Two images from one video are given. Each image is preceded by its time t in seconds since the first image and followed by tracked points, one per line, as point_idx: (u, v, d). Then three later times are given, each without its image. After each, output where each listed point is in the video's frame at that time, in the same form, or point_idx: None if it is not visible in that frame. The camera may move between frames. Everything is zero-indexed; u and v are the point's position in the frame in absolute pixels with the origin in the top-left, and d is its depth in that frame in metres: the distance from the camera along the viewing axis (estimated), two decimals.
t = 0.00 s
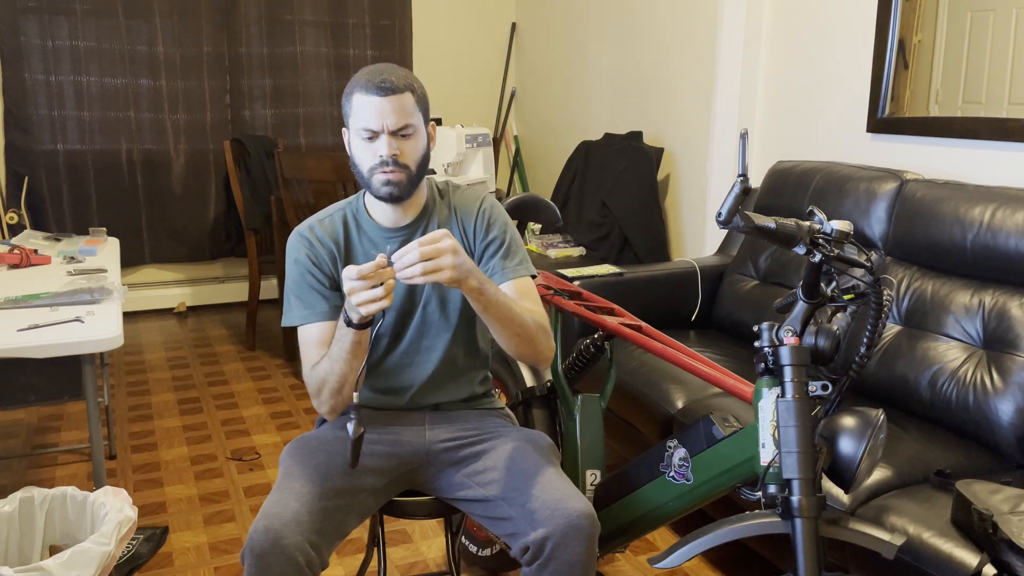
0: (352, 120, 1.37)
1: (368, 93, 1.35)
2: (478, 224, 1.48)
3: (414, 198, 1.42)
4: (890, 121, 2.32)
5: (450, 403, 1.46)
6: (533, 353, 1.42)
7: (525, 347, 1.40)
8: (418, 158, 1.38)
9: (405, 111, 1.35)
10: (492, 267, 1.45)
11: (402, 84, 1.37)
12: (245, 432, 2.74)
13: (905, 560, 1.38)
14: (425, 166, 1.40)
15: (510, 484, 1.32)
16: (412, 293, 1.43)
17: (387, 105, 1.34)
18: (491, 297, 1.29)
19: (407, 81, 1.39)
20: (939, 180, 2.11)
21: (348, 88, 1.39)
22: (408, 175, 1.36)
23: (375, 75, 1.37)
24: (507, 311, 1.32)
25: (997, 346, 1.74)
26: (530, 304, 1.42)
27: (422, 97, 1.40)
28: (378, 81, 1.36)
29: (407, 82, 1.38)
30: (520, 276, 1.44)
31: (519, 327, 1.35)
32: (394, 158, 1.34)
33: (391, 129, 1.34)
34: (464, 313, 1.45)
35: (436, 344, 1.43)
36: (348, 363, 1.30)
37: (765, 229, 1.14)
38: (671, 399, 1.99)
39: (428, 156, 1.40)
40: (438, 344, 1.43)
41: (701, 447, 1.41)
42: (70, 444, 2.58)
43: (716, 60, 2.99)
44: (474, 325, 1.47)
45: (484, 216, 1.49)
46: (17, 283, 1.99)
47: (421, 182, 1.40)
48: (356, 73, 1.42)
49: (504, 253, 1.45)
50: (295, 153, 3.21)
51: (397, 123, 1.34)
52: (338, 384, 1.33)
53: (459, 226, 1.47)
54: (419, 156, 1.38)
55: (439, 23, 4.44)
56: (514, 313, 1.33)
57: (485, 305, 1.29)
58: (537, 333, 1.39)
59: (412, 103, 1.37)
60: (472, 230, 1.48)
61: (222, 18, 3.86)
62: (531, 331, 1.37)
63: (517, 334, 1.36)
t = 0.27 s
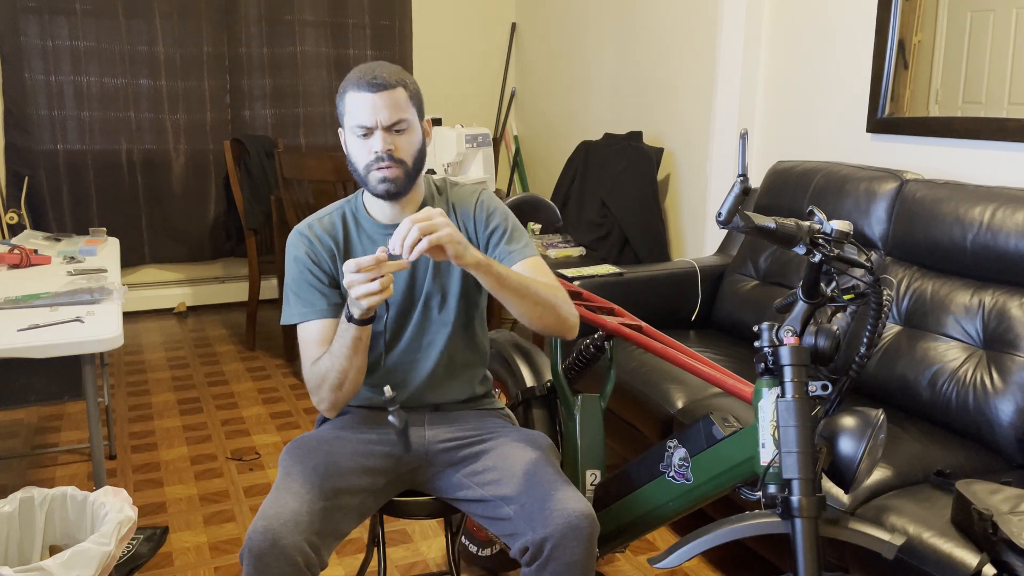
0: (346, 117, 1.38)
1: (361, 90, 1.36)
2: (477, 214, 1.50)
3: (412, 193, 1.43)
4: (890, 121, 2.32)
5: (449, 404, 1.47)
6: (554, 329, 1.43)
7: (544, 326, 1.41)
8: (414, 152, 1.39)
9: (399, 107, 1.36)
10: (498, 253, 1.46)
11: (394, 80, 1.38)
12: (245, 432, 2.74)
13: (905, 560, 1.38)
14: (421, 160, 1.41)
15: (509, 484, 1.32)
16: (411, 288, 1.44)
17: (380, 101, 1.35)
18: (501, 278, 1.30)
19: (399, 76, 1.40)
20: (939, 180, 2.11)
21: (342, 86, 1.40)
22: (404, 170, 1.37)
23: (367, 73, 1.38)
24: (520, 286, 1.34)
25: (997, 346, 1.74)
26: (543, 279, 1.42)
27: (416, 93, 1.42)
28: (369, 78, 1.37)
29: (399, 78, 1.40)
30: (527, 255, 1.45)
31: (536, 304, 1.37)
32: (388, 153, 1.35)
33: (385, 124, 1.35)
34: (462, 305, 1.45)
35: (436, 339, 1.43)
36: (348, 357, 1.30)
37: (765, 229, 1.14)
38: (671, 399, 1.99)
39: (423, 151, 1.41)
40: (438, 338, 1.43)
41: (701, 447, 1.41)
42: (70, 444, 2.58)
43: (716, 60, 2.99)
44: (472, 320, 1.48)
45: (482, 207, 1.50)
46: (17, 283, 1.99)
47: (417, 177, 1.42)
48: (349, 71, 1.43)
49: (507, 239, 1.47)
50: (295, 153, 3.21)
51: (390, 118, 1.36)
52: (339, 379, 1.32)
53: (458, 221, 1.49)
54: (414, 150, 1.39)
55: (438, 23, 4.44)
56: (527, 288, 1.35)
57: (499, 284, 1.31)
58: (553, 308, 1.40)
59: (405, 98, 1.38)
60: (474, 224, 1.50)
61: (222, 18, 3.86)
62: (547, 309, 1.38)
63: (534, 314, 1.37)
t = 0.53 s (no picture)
0: (337, 120, 1.39)
1: (349, 91, 1.37)
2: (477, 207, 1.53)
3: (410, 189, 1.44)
4: (890, 121, 2.32)
5: (450, 403, 1.47)
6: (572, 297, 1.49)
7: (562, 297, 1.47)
8: (407, 147, 1.39)
9: (387, 104, 1.37)
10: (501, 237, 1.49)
11: (381, 78, 1.38)
12: (245, 431, 2.74)
13: (905, 560, 1.38)
14: (416, 155, 1.41)
15: (509, 484, 1.32)
16: (412, 286, 1.45)
17: (368, 100, 1.35)
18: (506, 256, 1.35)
19: (386, 74, 1.41)
20: (939, 180, 2.11)
21: (331, 91, 1.41)
22: (399, 165, 1.37)
23: (353, 74, 1.39)
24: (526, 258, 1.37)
25: (997, 346, 1.75)
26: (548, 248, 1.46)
27: (404, 90, 1.42)
28: (356, 78, 1.37)
29: (386, 76, 1.40)
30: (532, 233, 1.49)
31: (547, 276, 1.41)
32: (381, 150, 1.36)
33: (376, 122, 1.35)
34: (461, 302, 1.47)
35: (438, 333, 1.44)
36: (356, 350, 1.31)
37: (765, 229, 1.14)
38: (670, 399, 1.99)
39: (417, 146, 1.41)
40: (439, 332, 1.44)
41: (701, 447, 1.41)
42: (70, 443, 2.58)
43: (716, 60, 2.99)
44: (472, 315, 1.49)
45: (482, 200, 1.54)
46: (17, 283, 1.99)
47: (414, 172, 1.42)
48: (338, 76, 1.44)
49: (506, 222, 1.50)
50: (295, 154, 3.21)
51: (380, 115, 1.36)
52: (348, 372, 1.33)
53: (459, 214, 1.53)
54: (408, 145, 1.39)
55: (438, 23, 4.44)
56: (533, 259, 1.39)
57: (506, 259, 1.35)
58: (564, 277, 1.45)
59: (393, 94, 1.38)
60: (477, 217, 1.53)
61: (222, 18, 3.86)
62: (557, 279, 1.43)
63: (548, 287, 1.43)
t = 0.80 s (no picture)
0: (330, 124, 1.39)
1: (340, 95, 1.36)
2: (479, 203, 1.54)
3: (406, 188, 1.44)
4: (890, 121, 2.32)
5: (449, 402, 1.47)
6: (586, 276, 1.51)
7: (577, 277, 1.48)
8: (401, 148, 1.39)
9: (380, 105, 1.37)
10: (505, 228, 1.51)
11: (372, 79, 1.38)
12: (245, 432, 2.74)
13: (905, 559, 1.38)
14: (410, 155, 1.41)
15: (508, 484, 1.31)
16: (411, 285, 1.45)
17: (360, 102, 1.35)
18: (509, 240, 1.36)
19: (376, 75, 1.40)
20: (939, 180, 2.11)
21: (323, 95, 1.41)
22: (394, 166, 1.38)
23: (343, 77, 1.38)
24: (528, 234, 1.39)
25: (997, 346, 1.75)
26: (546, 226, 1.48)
27: (394, 89, 1.41)
28: (346, 82, 1.37)
29: (376, 77, 1.39)
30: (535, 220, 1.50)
31: (554, 254, 1.43)
32: (376, 153, 1.36)
33: (368, 124, 1.36)
34: (461, 301, 1.47)
35: (437, 331, 1.44)
36: (354, 345, 1.31)
37: (765, 229, 1.14)
38: (671, 399, 1.99)
39: (411, 146, 1.41)
40: (439, 331, 1.44)
41: (701, 447, 1.41)
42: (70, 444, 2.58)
43: (716, 60, 2.99)
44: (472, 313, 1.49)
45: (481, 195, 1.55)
46: (17, 283, 1.99)
47: (411, 171, 1.43)
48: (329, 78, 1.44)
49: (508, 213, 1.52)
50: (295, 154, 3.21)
51: (372, 117, 1.36)
52: (344, 367, 1.32)
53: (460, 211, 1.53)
54: (402, 145, 1.39)
55: (438, 23, 4.44)
56: (535, 239, 1.40)
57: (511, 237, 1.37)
58: (571, 254, 1.46)
59: (385, 96, 1.38)
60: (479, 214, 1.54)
61: (222, 18, 3.86)
62: (564, 256, 1.44)
63: (558, 268, 1.44)
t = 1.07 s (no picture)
0: (334, 126, 1.39)
1: (343, 98, 1.36)
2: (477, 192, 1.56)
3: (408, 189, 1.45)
4: (890, 121, 2.32)
5: (448, 402, 1.47)
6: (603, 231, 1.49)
7: (593, 236, 1.47)
8: (405, 149, 1.39)
9: (383, 107, 1.37)
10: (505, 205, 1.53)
11: (374, 81, 1.38)
12: (245, 432, 2.74)
13: (905, 559, 1.38)
14: (414, 155, 1.41)
15: (508, 484, 1.31)
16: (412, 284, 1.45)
17: (363, 105, 1.35)
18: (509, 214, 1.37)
19: (378, 77, 1.40)
20: (939, 180, 2.11)
21: (325, 98, 1.41)
22: (399, 167, 1.38)
23: (345, 79, 1.38)
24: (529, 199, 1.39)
25: (997, 346, 1.75)
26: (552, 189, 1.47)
27: (396, 90, 1.42)
28: (349, 84, 1.37)
29: (378, 78, 1.39)
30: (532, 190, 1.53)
31: (561, 213, 1.42)
32: (381, 154, 1.36)
33: (372, 127, 1.36)
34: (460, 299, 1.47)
35: (437, 329, 1.44)
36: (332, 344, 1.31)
37: (765, 229, 1.14)
38: (671, 399, 1.99)
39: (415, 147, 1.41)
40: (439, 328, 1.44)
41: (701, 447, 1.41)
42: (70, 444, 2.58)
43: (717, 60, 2.99)
44: (471, 315, 1.49)
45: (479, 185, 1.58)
46: (16, 283, 1.99)
47: (414, 173, 1.43)
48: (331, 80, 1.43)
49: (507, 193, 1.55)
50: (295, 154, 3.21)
51: (376, 120, 1.36)
52: (321, 367, 1.32)
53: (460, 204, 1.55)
54: (406, 146, 1.39)
55: (438, 23, 4.44)
56: (536, 204, 1.40)
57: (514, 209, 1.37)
58: (578, 210, 1.43)
59: (388, 97, 1.38)
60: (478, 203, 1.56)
61: (222, 18, 3.87)
62: (572, 213, 1.43)
63: (568, 228, 1.44)
